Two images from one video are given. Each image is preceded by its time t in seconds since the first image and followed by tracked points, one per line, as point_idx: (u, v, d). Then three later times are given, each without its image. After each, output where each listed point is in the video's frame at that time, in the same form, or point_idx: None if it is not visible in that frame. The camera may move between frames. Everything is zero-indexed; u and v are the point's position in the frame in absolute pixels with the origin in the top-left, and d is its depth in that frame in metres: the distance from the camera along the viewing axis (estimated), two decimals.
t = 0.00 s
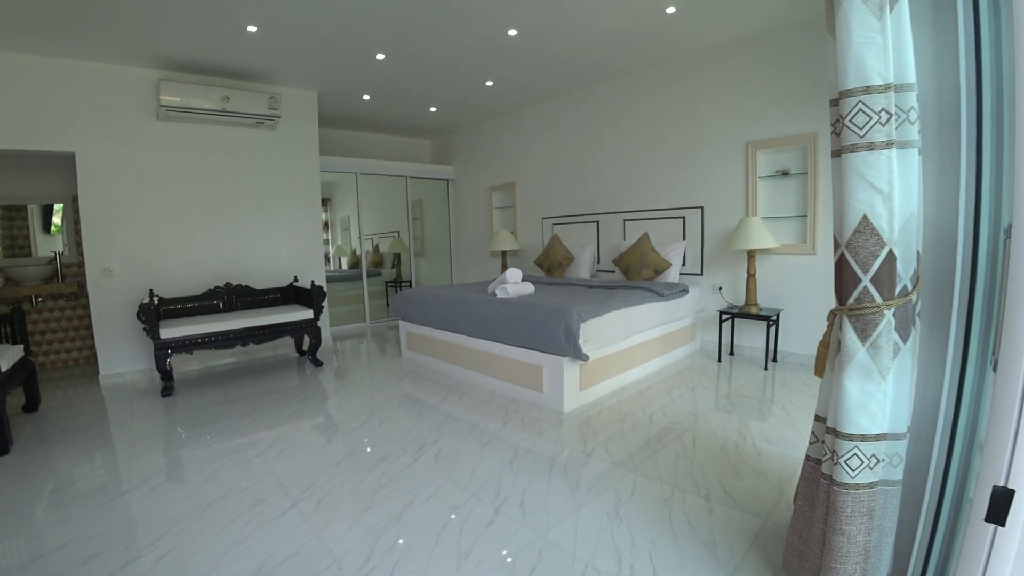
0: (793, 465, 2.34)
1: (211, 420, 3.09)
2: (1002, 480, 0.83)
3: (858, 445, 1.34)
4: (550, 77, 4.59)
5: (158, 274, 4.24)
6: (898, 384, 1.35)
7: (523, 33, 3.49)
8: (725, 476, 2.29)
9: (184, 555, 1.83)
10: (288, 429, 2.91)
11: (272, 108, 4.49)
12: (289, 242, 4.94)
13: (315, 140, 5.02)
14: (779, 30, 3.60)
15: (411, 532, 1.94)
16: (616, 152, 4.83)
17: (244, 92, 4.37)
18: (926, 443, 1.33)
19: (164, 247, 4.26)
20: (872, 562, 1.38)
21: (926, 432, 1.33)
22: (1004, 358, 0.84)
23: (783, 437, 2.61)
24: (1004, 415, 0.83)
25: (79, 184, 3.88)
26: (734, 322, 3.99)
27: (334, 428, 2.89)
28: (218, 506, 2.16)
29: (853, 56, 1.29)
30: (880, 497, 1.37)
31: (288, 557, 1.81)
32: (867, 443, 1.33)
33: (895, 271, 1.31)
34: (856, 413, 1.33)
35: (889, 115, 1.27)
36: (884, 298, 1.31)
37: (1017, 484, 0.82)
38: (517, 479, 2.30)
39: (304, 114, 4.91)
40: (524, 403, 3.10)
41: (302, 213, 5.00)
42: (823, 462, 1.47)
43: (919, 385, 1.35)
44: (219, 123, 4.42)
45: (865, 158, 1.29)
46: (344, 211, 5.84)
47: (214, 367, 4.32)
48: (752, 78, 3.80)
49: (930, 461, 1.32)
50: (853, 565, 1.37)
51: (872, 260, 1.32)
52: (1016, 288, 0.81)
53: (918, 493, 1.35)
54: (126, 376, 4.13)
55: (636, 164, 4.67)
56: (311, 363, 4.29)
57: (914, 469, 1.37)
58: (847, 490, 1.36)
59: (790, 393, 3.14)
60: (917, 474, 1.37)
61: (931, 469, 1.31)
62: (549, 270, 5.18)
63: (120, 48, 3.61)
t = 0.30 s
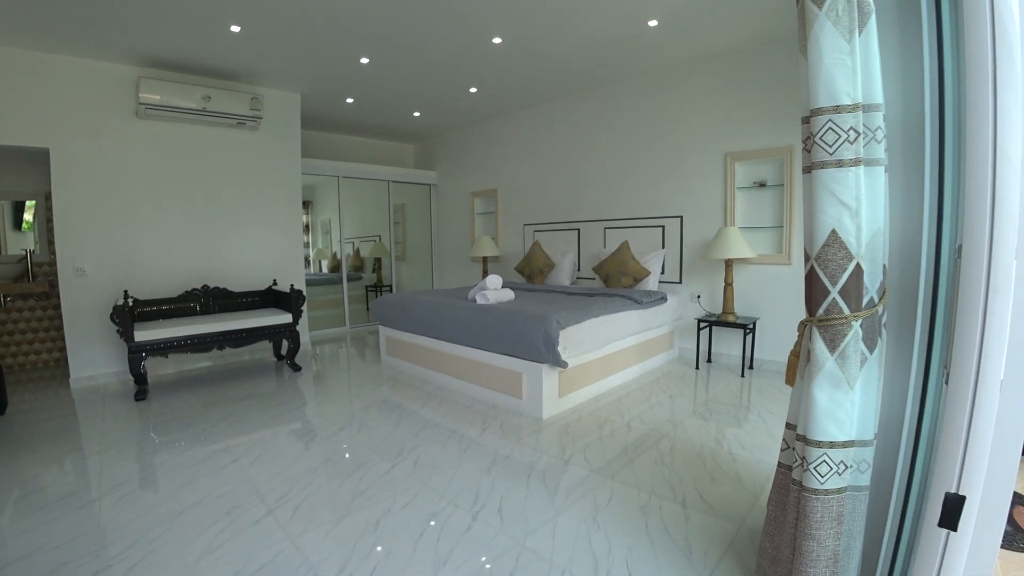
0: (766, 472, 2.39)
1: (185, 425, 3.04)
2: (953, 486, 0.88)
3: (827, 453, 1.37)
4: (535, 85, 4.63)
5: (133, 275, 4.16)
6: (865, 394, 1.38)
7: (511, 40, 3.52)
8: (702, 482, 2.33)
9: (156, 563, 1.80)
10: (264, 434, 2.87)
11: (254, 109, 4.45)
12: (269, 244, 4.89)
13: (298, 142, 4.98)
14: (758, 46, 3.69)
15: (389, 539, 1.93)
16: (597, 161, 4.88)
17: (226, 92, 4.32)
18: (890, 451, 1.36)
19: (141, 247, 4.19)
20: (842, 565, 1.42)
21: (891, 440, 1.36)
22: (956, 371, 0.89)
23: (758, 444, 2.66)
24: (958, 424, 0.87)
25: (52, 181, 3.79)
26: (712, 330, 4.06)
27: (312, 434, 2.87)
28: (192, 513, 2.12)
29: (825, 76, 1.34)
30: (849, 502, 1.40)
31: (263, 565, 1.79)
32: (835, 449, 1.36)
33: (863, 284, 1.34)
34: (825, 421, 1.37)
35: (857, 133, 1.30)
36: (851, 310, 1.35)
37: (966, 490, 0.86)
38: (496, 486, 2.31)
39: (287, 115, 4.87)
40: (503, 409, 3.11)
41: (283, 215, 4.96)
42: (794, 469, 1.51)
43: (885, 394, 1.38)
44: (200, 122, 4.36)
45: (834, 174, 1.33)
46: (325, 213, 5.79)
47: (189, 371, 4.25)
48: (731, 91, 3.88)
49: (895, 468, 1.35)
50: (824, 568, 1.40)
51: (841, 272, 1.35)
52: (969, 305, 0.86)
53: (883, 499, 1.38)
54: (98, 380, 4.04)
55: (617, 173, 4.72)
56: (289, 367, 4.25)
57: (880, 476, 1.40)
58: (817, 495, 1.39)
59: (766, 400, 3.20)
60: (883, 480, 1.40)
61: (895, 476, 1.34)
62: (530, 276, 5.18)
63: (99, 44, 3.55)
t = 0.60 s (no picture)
0: (748, 473, 2.43)
1: (167, 434, 3.00)
2: (914, 479, 0.92)
3: (803, 451, 1.39)
4: (519, 91, 4.66)
5: (114, 282, 4.11)
6: (840, 394, 1.40)
7: (495, 46, 3.56)
8: (687, 484, 2.36)
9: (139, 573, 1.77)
10: (248, 443, 2.85)
11: (237, 115, 4.42)
12: (253, 250, 4.86)
13: (281, 147, 4.95)
14: (736, 55, 3.77)
15: (374, 546, 1.92)
16: (581, 166, 4.93)
17: (208, 98, 4.29)
18: (865, 451, 1.38)
19: (122, 254, 4.14)
20: (820, 562, 1.44)
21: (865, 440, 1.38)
22: (912, 369, 0.93)
23: (740, 444, 2.71)
24: (916, 420, 0.92)
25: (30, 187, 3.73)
26: (696, 333, 4.11)
27: (297, 441, 2.86)
28: (175, 523, 2.10)
29: (796, 85, 1.35)
30: (826, 500, 1.43)
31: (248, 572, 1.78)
32: (812, 448, 1.39)
33: (835, 285, 1.36)
34: (801, 421, 1.39)
35: (828, 140, 1.33)
36: (825, 311, 1.37)
37: (926, 483, 0.90)
38: (481, 490, 2.32)
39: (270, 121, 4.85)
40: (489, 414, 3.13)
41: (268, 221, 4.93)
42: (772, 467, 1.53)
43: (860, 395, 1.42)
44: (181, 129, 4.33)
45: (806, 179, 1.35)
46: (310, 219, 5.76)
47: (171, 380, 4.20)
48: (712, 98, 3.95)
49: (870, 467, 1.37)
50: (802, 565, 1.42)
51: (814, 275, 1.37)
52: (924, 306, 0.90)
53: (859, 498, 1.40)
54: (78, 390, 3.97)
55: (601, 178, 4.77)
56: (274, 374, 4.22)
57: (856, 475, 1.41)
58: (794, 493, 1.41)
59: (748, 401, 3.25)
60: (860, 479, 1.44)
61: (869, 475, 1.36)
62: (515, 281, 5.19)
63: (79, 49, 3.51)
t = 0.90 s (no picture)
0: (735, 474, 2.46)
1: (153, 441, 2.97)
2: (889, 477, 0.94)
3: (788, 452, 1.39)
4: (509, 96, 4.68)
5: (100, 287, 4.06)
6: (822, 394, 1.41)
7: (486, 52, 3.58)
8: (675, 485, 2.38)
9: None
10: (236, 449, 2.83)
11: (226, 119, 4.40)
12: (242, 254, 4.83)
13: (270, 150, 4.93)
14: (722, 63, 3.84)
15: (364, 551, 1.92)
16: (570, 172, 4.96)
17: (197, 101, 4.26)
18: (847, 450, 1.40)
19: (108, 258, 4.09)
20: (804, 560, 1.45)
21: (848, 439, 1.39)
22: (886, 369, 0.96)
23: (726, 445, 2.75)
24: (889, 421, 0.94)
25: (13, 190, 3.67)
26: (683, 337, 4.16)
27: (284, 447, 2.84)
28: (162, 530, 2.08)
29: (777, 95, 1.35)
30: (809, 499, 1.43)
31: None
32: (796, 449, 1.39)
33: (817, 290, 1.37)
34: (785, 421, 1.39)
35: (809, 148, 1.33)
36: (807, 315, 1.37)
37: (900, 480, 0.93)
38: (472, 494, 2.33)
39: (259, 125, 4.83)
40: (478, 418, 3.14)
41: (256, 224, 4.91)
42: (757, 468, 1.53)
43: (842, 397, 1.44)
44: (169, 131, 4.29)
45: (788, 187, 1.35)
46: (298, 223, 5.74)
47: (157, 386, 4.15)
48: (698, 105, 4.01)
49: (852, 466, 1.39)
50: (787, 564, 1.43)
51: (797, 279, 1.37)
52: (896, 308, 0.93)
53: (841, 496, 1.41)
54: (61, 396, 3.91)
55: (590, 183, 4.80)
56: (262, 380, 4.19)
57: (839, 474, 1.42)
58: (779, 493, 1.41)
59: (735, 404, 3.30)
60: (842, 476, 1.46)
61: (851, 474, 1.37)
62: (505, 286, 5.20)
63: (65, 51, 3.47)
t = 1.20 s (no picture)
0: (740, 480, 2.46)
1: (160, 442, 2.99)
2: (895, 480, 0.93)
3: (794, 456, 1.40)
4: (514, 101, 4.71)
5: (107, 288, 4.09)
6: (829, 399, 1.41)
7: (492, 57, 3.60)
8: (680, 490, 2.38)
9: None
10: (242, 451, 2.85)
11: (234, 123, 4.44)
12: (248, 256, 4.86)
13: (277, 154, 4.97)
14: (727, 70, 3.86)
15: (370, 554, 1.92)
16: (575, 176, 4.98)
17: (206, 105, 4.31)
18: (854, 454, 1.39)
19: (116, 260, 4.12)
20: (811, 564, 1.45)
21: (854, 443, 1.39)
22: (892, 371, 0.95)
23: (732, 451, 2.74)
24: (896, 424, 0.93)
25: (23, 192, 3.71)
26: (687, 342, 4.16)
27: (290, 449, 2.85)
28: (170, 531, 2.09)
29: (784, 104, 1.37)
30: (816, 503, 1.43)
31: None
32: (802, 453, 1.40)
33: (823, 296, 1.38)
34: (792, 426, 1.40)
35: (815, 157, 1.34)
36: (813, 321, 1.38)
37: (907, 483, 0.92)
38: (477, 497, 2.33)
39: (267, 129, 4.86)
40: (483, 422, 3.14)
41: (262, 227, 4.93)
42: (764, 472, 1.54)
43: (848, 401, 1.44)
44: (178, 135, 4.33)
45: (795, 195, 1.37)
46: (303, 226, 5.77)
47: (163, 387, 4.17)
48: (703, 112, 4.03)
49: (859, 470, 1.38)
50: (793, 568, 1.43)
51: (804, 286, 1.38)
52: (902, 311, 0.92)
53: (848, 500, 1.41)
54: (67, 396, 3.93)
55: (595, 188, 4.81)
56: (268, 382, 4.21)
57: (846, 478, 1.42)
58: (785, 497, 1.42)
59: (740, 409, 3.30)
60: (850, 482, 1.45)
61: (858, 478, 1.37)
62: (509, 291, 5.20)
63: (76, 54, 3.51)
